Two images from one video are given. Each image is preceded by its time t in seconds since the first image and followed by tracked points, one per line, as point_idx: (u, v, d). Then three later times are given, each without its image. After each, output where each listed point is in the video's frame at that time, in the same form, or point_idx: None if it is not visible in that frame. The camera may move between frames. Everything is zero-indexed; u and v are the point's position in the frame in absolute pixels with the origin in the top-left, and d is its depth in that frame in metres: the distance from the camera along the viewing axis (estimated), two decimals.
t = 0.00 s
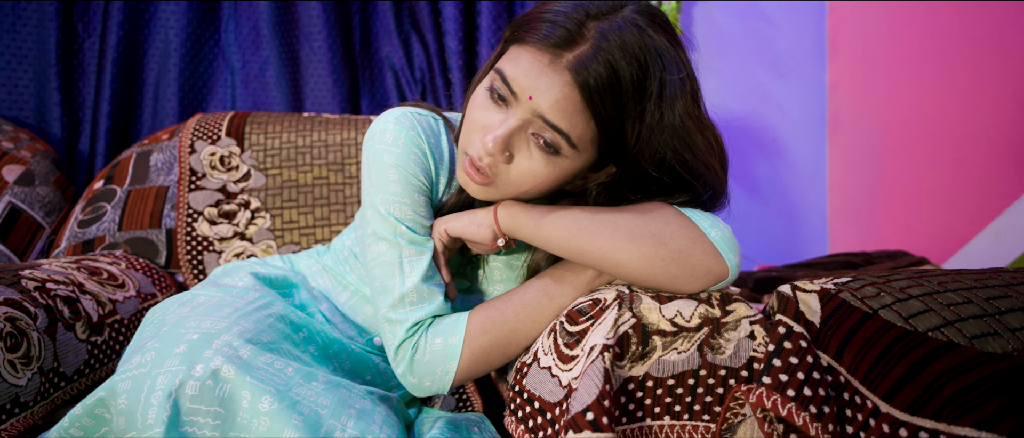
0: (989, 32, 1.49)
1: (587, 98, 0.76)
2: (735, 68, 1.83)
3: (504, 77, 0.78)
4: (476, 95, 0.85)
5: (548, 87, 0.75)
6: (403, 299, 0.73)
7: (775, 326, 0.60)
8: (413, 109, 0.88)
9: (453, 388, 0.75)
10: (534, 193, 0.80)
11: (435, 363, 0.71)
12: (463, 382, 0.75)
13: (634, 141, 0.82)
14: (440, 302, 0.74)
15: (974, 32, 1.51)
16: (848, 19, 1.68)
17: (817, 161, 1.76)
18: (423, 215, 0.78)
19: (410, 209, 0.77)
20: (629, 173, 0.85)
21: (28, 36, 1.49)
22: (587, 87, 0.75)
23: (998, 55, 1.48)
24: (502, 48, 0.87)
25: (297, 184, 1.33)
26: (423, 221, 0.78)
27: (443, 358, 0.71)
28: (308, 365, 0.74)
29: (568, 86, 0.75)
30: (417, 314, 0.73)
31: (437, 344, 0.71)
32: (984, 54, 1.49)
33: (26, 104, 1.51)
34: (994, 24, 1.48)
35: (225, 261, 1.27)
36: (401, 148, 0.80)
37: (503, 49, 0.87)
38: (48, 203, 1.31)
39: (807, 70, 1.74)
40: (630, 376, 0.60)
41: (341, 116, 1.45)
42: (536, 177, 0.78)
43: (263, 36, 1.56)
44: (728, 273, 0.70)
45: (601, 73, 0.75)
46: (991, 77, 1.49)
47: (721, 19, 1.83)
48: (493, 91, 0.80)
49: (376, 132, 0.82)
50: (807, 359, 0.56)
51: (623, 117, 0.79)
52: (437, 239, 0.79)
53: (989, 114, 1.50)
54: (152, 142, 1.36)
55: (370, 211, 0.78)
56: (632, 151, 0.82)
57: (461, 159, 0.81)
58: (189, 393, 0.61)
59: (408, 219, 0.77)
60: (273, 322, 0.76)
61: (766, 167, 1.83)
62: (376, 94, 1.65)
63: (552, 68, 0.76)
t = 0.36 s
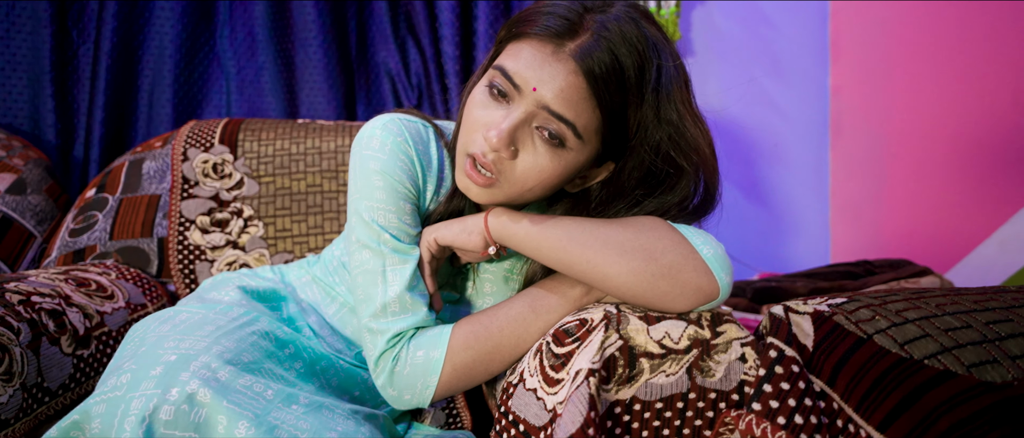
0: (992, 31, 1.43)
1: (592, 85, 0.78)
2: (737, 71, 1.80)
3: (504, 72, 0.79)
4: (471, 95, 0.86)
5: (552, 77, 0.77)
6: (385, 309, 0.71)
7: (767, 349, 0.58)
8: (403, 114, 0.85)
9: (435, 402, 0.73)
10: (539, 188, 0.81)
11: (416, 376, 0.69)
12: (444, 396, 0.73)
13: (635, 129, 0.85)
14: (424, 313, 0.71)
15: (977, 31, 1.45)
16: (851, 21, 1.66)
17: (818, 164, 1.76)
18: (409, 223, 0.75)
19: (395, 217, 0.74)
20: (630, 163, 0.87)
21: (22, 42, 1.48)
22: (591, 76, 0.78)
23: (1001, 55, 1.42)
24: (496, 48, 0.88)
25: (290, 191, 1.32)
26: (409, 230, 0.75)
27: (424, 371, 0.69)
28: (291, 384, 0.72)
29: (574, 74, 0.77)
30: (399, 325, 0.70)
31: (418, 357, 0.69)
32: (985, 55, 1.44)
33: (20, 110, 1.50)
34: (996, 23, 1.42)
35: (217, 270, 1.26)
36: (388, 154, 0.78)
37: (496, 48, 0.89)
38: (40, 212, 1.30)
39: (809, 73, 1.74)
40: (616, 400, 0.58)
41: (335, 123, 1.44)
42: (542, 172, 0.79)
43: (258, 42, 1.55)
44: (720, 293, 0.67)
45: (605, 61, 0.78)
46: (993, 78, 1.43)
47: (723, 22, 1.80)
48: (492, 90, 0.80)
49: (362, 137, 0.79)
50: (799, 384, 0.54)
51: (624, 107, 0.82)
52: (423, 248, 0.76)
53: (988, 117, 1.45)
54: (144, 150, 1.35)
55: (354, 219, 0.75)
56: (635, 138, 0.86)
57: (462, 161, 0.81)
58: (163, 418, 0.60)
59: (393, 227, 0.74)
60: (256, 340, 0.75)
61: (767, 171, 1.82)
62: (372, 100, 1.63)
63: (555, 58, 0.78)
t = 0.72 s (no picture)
0: (986, 43, 1.43)
1: (598, 106, 0.82)
2: (734, 83, 1.79)
3: (512, 95, 0.82)
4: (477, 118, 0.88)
5: (560, 98, 0.80)
6: (387, 334, 0.74)
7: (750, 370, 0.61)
8: (401, 145, 0.89)
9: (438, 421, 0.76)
10: (546, 206, 0.84)
11: (419, 397, 0.72)
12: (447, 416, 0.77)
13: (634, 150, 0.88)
14: (425, 338, 0.75)
15: (974, 44, 1.45)
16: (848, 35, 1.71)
17: (814, 171, 1.80)
18: (408, 250, 0.79)
19: (395, 246, 0.78)
20: (627, 181, 0.90)
21: (32, 57, 1.51)
22: (596, 96, 0.82)
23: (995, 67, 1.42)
24: (501, 72, 0.92)
25: (293, 204, 1.35)
26: (408, 257, 0.79)
27: (427, 393, 0.72)
28: (298, 399, 0.75)
29: (580, 95, 0.81)
30: (401, 349, 0.74)
31: (420, 380, 0.72)
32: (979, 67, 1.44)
33: (29, 123, 1.54)
34: (992, 34, 1.42)
35: (222, 281, 1.29)
36: (387, 186, 0.81)
37: (502, 70, 0.93)
38: (50, 224, 1.33)
39: (805, 86, 1.78)
40: (606, 418, 0.62)
41: (337, 136, 1.47)
42: (552, 187, 0.82)
43: (262, 54, 1.58)
44: (704, 317, 0.70)
45: (610, 84, 0.82)
46: (987, 90, 1.43)
47: (720, 35, 1.77)
48: (499, 112, 0.83)
49: (363, 170, 0.83)
50: (778, 404, 0.58)
51: (624, 127, 0.86)
52: (423, 274, 0.79)
53: (979, 129, 1.45)
54: (151, 163, 1.38)
55: (355, 248, 0.79)
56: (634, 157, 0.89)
57: (472, 179, 0.83)
58: (176, 435, 0.62)
59: (393, 256, 0.78)
60: (263, 356, 0.77)
61: (765, 182, 1.82)
62: (373, 111, 1.66)
63: (562, 81, 0.82)
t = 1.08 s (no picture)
0: (988, 60, 1.50)
1: (609, 127, 0.88)
2: (732, 92, 1.80)
3: (529, 117, 0.87)
4: (494, 139, 0.93)
5: (575, 119, 0.86)
6: (404, 343, 0.79)
7: (743, 382, 0.66)
8: (419, 163, 0.93)
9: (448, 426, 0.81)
10: (559, 221, 0.88)
11: (431, 403, 0.77)
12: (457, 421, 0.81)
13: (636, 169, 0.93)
14: (438, 347, 0.79)
15: (977, 60, 1.52)
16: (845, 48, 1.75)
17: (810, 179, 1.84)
18: (425, 264, 0.84)
19: (412, 259, 0.83)
20: (633, 197, 0.94)
21: (50, 71, 1.56)
22: (607, 118, 0.88)
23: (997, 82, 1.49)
24: (515, 97, 0.97)
25: (305, 215, 1.39)
26: (424, 270, 0.83)
27: (439, 400, 0.77)
28: (318, 408, 0.80)
29: (594, 117, 0.87)
30: (415, 358, 0.78)
31: (433, 387, 0.77)
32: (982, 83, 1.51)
33: (47, 136, 1.58)
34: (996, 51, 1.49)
35: (237, 290, 1.33)
36: (407, 203, 0.86)
37: (516, 94, 0.98)
38: (70, 235, 1.38)
39: (803, 96, 1.81)
40: (609, 427, 0.67)
41: (347, 147, 1.51)
42: (567, 202, 0.86)
43: (272, 67, 1.62)
44: (702, 333, 0.75)
45: (620, 107, 0.88)
46: (987, 105, 1.51)
47: (720, 46, 1.79)
48: (516, 131, 0.88)
49: (384, 186, 0.88)
50: (769, 415, 0.64)
51: (631, 148, 0.91)
52: (438, 287, 0.84)
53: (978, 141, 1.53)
54: (167, 175, 1.43)
55: (375, 260, 0.83)
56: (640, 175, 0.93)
57: (490, 195, 0.87)
58: None
59: (411, 269, 0.82)
60: (284, 367, 0.82)
61: (762, 190, 1.84)
62: (381, 122, 1.70)
63: (577, 104, 0.87)
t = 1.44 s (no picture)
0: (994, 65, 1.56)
1: (607, 129, 0.94)
2: (727, 99, 1.83)
3: (533, 122, 0.92)
4: (499, 146, 0.98)
5: (576, 122, 0.91)
6: (413, 340, 0.84)
7: (729, 380, 0.72)
8: (427, 171, 0.99)
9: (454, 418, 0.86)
10: (564, 218, 0.93)
11: (440, 396, 0.82)
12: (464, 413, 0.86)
13: (631, 168, 0.98)
14: (445, 344, 0.85)
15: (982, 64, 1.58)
16: (837, 56, 1.77)
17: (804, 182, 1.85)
18: (432, 266, 0.90)
19: (421, 262, 0.88)
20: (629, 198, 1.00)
21: (67, 81, 1.62)
22: (604, 120, 0.94)
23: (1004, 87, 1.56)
24: (518, 106, 1.02)
25: (315, 220, 1.44)
26: (432, 271, 0.89)
27: (446, 393, 0.82)
28: (333, 405, 0.85)
29: (593, 120, 0.92)
30: (424, 353, 0.84)
31: (440, 382, 0.82)
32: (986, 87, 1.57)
33: (65, 144, 1.63)
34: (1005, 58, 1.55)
35: (250, 293, 1.38)
36: (415, 208, 0.92)
37: (518, 104, 1.04)
38: (90, 240, 1.44)
39: (796, 104, 1.82)
40: (606, 421, 0.72)
41: (355, 154, 1.57)
42: (571, 199, 0.91)
43: (282, 76, 1.67)
44: (691, 335, 0.80)
45: (616, 111, 0.94)
46: (990, 109, 1.57)
47: (715, 53, 1.82)
48: (521, 136, 0.93)
49: (394, 193, 0.93)
50: (753, 411, 0.70)
51: (626, 148, 0.97)
52: (446, 287, 0.89)
53: (976, 149, 1.60)
54: (182, 182, 1.48)
55: (386, 262, 0.89)
56: (635, 174, 0.99)
57: (498, 195, 0.91)
58: None
59: (419, 270, 0.88)
60: (301, 367, 0.87)
61: (756, 196, 1.86)
62: (387, 129, 1.75)
63: (576, 108, 0.93)
